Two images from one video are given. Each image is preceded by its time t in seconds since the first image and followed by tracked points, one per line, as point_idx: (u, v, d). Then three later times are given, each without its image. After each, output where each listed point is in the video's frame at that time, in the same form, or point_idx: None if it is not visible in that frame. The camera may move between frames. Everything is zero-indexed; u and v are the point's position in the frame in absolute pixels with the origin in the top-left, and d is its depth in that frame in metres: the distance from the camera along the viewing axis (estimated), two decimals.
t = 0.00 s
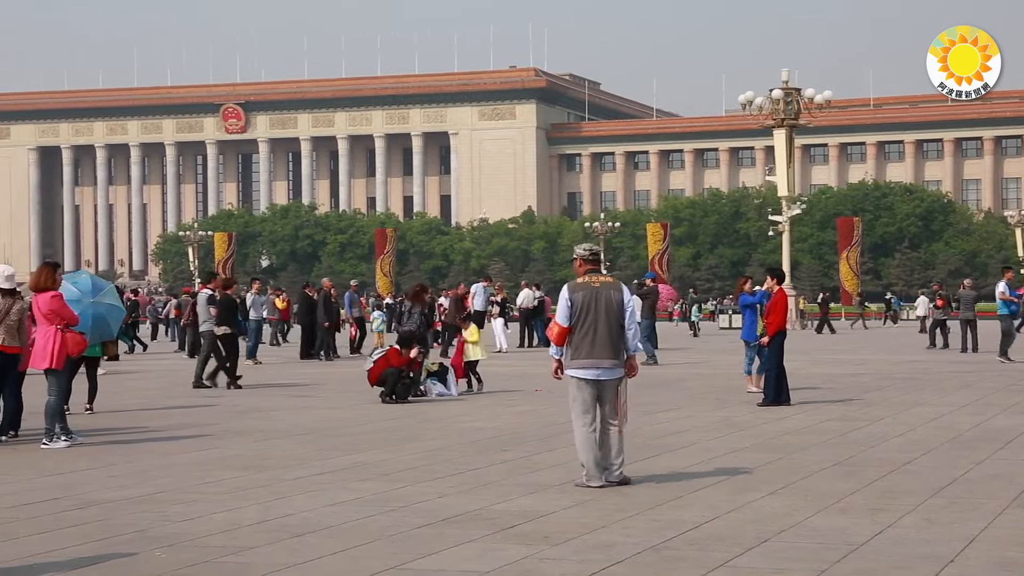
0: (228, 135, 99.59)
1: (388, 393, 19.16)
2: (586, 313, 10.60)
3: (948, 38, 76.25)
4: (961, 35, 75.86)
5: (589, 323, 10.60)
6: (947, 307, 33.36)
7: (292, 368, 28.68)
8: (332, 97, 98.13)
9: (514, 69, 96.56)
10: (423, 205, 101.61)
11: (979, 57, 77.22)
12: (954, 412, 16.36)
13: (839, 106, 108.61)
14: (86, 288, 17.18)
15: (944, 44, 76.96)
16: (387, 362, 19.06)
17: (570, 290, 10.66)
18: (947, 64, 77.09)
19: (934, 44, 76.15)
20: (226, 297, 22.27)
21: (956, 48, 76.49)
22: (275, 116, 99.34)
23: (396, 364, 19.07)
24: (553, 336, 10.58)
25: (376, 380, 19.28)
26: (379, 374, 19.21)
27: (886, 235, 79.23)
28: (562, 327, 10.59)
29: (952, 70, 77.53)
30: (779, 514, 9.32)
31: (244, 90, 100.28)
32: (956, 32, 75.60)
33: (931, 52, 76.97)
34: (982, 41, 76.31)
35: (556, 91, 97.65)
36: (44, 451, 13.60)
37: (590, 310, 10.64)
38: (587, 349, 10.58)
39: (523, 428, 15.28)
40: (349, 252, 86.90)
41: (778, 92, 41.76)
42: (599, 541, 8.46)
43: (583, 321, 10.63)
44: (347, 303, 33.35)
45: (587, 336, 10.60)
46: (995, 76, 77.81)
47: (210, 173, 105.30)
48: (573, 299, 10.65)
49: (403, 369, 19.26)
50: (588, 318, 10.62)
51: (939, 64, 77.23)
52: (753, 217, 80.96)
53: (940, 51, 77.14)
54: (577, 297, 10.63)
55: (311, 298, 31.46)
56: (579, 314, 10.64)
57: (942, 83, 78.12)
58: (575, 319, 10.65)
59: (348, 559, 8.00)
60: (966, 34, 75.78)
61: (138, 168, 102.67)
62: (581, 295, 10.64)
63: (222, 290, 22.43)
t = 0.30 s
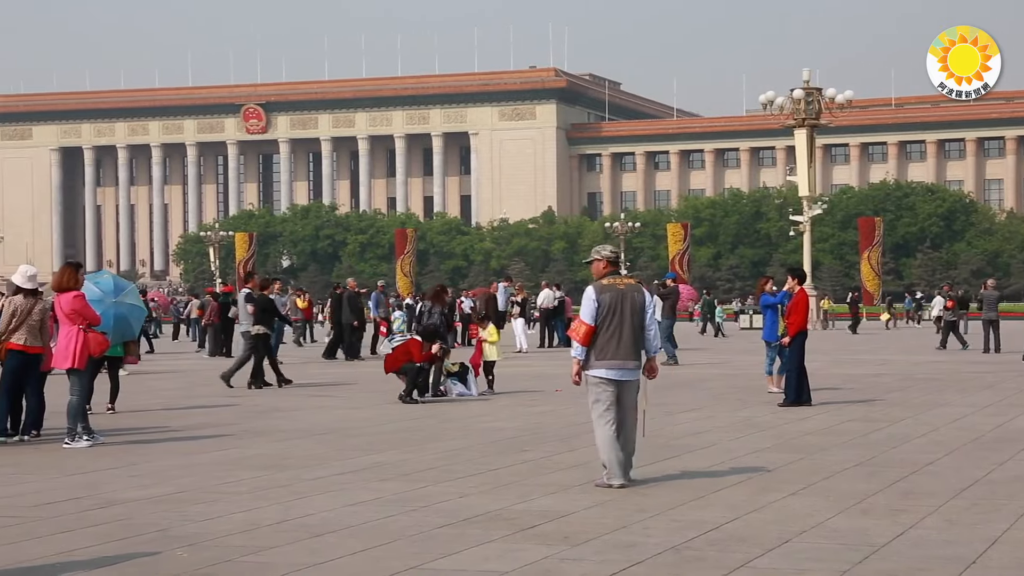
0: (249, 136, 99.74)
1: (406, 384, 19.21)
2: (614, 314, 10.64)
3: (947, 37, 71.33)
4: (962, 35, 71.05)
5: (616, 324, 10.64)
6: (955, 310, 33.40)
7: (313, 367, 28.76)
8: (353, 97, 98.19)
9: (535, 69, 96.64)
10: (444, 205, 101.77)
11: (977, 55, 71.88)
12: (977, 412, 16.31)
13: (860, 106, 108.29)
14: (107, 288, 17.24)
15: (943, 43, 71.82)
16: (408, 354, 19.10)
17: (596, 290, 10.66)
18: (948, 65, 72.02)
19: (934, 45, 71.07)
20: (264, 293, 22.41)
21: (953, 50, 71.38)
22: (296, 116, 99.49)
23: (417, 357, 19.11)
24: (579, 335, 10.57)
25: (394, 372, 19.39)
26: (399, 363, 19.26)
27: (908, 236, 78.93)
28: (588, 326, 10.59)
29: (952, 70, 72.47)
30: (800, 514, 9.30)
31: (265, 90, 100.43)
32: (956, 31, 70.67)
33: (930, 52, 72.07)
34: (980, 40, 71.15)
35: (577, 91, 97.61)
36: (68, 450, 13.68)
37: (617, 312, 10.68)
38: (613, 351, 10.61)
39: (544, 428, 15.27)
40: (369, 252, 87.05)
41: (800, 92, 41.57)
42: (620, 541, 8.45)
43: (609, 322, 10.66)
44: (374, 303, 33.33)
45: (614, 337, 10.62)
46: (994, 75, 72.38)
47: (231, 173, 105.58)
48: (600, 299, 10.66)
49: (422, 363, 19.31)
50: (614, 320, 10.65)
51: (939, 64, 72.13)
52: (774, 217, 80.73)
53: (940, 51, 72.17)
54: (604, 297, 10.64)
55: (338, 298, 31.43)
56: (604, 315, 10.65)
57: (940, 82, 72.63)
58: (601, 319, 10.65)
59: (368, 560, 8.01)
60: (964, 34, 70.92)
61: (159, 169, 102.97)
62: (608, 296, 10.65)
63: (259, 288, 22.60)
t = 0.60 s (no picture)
0: (266, 136, 99.91)
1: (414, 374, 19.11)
2: (642, 315, 10.71)
3: (948, 38, 72.10)
4: (962, 35, 71.75)
5: (641, 324, 10.72)
6: (965, 310, 33.41)
7: (331, 368, 28.82)
8: (370, 97, 98.28)
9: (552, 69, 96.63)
10: (460, 205, 101.80)
11: (978, 59, 73.23)
12: (995, 412, 16.28)
13: (876, 105, 108.13)
14: (125, 288, 17.31)
15: (944, 44, 72.61)
16: (420, 342, 19.05)
17: (623, 289, 10.70)
18: (948, 65, 72.62)
19: (933, 44, 71.74)
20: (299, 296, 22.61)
21: (954, 50, 72.23)
22: (312, 117, 99.65)
23: (428, 346, 19.04)
24: (609, 336, 10.61)
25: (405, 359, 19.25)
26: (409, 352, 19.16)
27: (926, 236, 78.70)
28: (617, 324, 10.63)
29: (953, 71, 73.04)
30: (819, 515, 9.26)
31: (282, 90, 100.64)
32: (956, 31, 71.60)
33: (931, 51, 72.56)
34: (981, 41, 72.57)
35: (594, 91, 97.61)
36: (85, 450, 13.70)
37: (642, 311, 10.74)
38: (640, 351, 10.71)
39: (561, 428, 15.28)
40: (386, 252, 87.17)
41: (817, 92, 41.48)
42: (637, 541, 8.45)
43: (636, 321, 10.72)
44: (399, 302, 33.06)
45: (641, 336, 10.71)
46: (996, 76, 73.45)
47: (249, 173, 105.81)
48: (626, 298, 10.70)
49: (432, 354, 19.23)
50: (641, 319, 10.73)
51: (939, 63, 72.97)
52: (791, 217, 80.64)
53: (941, 51, 72.81)
54: (631, 298, 10.69)
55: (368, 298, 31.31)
56: (632, 314, 10.71)
57: (940, 83, 73.36)
58: (627, 316, 10.70)
59: (385, 559, 8.01)
60: (965, 35, 71.95)
61: (177, 170, 103.24)
62: (634, 297, 10.71)
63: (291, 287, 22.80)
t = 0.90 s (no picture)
0: (287, 136, 100.16)
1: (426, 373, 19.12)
2: (664, 314, 10.88)
3: (947, 38, 68.69)
4: (961, 35, 68.26)
5: (663, 323, 10.90)
6: (977, 310, 33.31)
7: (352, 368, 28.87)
8: (391, 97, 98.50)
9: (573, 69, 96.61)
10: (481, 205, 101.89)
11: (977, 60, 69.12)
12: (1019, 412, 16.20)
13: (899, 104, 107.52)
14: (147, 288, 17.34)
15: (944, 43, 69.16)
16: (435, 340, 19.02)
17: (647, 288, 10.85)
18: (948, 65, 68.88)
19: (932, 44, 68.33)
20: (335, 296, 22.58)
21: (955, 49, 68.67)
22: (333, 117, 99.77)
23: (442, 344, 19.04)
24: (632, 335, 10.77)
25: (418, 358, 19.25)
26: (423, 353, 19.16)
27: (948, 235, 78.36)
28: (641, 324, 10.79)
29: (952, 71, 69.20)
30: (841, 515, 9.23)
31: (303, 91, 100.86)
32: (956, 31, 68.04)
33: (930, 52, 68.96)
34: (982, 41, 68.51)
35: (614, 91, 97.59)
36: (108, 449, 13.77)
37: (663, 312, 10.91)
38: (660, 350, 10.89)
39: (582, 428, 15.26)
40: (407, 252, 87.23)
41: (839, 91, 41.27)
42: (658, 542, 8.44)
43: (657, 320, 10.90)
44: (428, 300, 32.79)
45: (662, 337, 10.88)
46: (997, 76, 68.78)
47: (270, 174, 106.06)
48: (650, 298, 10.86)
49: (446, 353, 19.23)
50: (662, 319, 10.89)
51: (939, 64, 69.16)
52: (812, 217, 80.47)
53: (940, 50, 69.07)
54: (654, 297, 10.86)
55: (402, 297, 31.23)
56: (654, 314, 10.87)
57: (941, 85, 69.47)
58: (649, 316, 10.86)
59: (406, 558, 8.03)
60: (965, 34, 68.33)
61: (198, 170, 103.55)
62: (657, 296, 10.87)
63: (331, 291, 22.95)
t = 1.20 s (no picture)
0: (308, 136, 100.38)
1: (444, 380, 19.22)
2: (667, 315, 10.93)
3: (947, 36, 70.61)
4: (961, 34, 70.26)
5: (668, 324, 10.95)
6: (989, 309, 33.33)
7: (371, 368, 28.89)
8: (411, 97, 98.58)
9: (593, 69, 96.43)
10: (500, 205, 101.86)
11: (979, 58, 70.89)
12: None
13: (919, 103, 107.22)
14: (168, 287, 17.38)
15: (944, 43, 71.14)
16: (451, 348, 19.05)
17: (650, 291, 10.93)
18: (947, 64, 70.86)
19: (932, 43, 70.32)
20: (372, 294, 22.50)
21: (955, 48, 70.51)
22: (353, 118, 99.79)
23: (459, 351, 19.09)
24: (634, 337, 10.87)
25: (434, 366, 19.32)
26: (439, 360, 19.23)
27: (970, 235, 78.12)
28: (644, 327, 10.87)
29: (952, 69, 71.24)
30: (861, 516, 9.21)
31: (323, 91, 100.94)
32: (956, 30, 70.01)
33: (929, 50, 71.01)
34: (982, 40, 70.55)
35: (634, 91, 97.46)
36: (128, 448, 13.81)
37: (668, 312, 10.96)
38: (667, 350, 10.94)
39: (601, 428, 15.26)
40: (426, 252, 87.30)
41: (859, 91, 41.17)
42: (678, 542, 8.42)
43: (663, 322, 10.95)
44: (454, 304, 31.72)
45: (667, 338, 10.94)
46: (996, 75, 70.98)
47: (290, 174, 106.20)
48: (653, 300, 10.93)
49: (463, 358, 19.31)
50: (667, 320, 10.95)
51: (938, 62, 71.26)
52: (833, 216, 80.21)
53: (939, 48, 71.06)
54: (657, 299, 10.92)
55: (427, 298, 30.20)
56: (658, 315, 10.93)
57: (941, 83, 71.85)
58: (654, 318, 10.94)
59: (426, 558, 8.02)
60: (965, 35, 70.18)
61: (218, 170, 103.74)
62: (660, 298, 10.93)
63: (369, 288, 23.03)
